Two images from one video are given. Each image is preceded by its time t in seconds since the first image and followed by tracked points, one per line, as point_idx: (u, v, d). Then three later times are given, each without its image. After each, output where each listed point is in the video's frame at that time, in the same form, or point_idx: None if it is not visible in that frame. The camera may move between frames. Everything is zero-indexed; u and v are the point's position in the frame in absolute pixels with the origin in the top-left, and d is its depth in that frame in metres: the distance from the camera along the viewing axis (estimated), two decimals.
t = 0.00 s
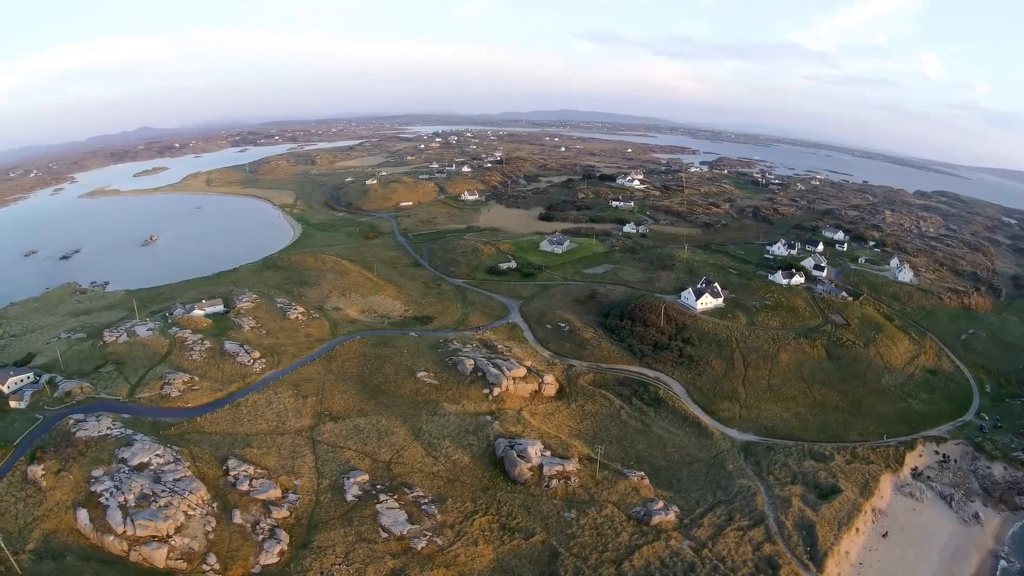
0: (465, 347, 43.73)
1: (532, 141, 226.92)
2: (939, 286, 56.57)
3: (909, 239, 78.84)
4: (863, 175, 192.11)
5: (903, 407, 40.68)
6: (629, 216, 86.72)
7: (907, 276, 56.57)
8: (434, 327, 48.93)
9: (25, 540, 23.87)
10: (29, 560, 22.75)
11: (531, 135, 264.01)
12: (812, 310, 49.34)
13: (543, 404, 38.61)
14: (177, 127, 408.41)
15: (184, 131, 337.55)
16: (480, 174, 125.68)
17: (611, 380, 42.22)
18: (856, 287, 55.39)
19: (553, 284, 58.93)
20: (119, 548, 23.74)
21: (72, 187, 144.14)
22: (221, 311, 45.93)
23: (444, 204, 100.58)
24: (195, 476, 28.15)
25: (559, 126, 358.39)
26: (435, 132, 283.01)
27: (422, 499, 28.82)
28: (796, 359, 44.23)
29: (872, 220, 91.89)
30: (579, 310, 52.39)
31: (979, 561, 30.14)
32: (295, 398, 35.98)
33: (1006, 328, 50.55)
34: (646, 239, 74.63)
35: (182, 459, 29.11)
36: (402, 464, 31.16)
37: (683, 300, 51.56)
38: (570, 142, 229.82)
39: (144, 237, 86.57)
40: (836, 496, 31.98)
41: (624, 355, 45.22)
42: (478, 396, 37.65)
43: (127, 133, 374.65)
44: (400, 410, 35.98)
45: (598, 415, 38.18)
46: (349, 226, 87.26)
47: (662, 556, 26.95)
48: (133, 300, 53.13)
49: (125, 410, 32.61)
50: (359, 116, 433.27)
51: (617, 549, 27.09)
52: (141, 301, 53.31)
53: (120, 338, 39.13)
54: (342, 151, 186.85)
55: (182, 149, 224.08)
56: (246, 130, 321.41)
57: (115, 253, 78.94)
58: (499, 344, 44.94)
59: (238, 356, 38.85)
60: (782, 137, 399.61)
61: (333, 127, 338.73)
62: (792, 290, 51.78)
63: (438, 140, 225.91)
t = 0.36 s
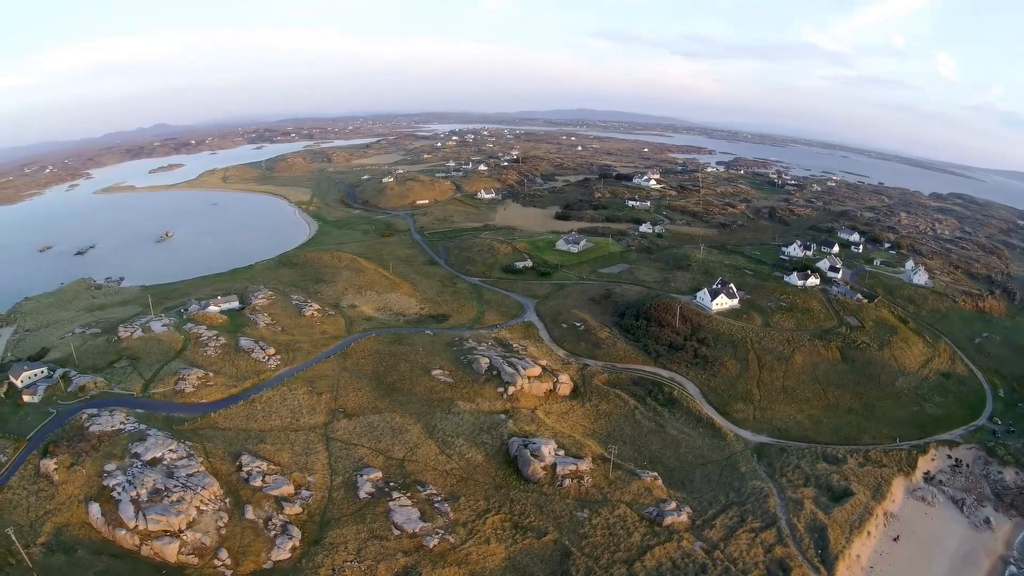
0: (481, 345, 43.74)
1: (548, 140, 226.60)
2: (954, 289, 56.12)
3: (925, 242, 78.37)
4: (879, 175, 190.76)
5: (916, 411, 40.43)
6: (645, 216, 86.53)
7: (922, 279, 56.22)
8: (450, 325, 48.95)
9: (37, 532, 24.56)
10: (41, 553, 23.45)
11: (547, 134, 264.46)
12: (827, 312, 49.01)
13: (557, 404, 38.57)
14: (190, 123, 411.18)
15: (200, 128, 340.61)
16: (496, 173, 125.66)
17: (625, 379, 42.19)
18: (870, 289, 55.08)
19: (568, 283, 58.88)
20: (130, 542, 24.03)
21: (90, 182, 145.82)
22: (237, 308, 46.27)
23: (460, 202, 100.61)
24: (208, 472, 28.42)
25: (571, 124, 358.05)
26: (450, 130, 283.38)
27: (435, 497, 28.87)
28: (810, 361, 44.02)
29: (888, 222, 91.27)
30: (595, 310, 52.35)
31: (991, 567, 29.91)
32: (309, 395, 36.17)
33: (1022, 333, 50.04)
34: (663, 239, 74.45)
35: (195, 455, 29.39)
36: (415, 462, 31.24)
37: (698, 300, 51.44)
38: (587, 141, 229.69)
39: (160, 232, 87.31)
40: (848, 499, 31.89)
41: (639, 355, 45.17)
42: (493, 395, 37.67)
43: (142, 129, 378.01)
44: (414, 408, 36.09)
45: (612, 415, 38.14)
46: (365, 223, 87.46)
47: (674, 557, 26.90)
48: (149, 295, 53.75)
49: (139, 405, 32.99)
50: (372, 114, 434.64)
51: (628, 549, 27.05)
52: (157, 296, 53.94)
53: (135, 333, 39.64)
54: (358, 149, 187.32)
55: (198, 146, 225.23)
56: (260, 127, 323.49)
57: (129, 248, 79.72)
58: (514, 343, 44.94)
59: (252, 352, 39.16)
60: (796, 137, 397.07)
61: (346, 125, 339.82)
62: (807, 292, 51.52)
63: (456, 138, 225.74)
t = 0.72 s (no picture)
0: (495, 344, 43.75)
1: (565, 139, 226.10)
2: (969, 292, 55.59)
3: (939, 244, 77.82)
4: (895, 176, 188.99)
5: (930, 414, 40.13)
6: (662, 216, 86.32)
7: (936, 281, 55.76)
8: (465, 323, 48.98)
9: (48, 525, 24.90)
10: (51, 546, 23.79)
11: (563, 133, 263.76)
12: (842, 314, 48.69)
13: (572, 403, 38.53)
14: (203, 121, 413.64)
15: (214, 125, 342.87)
16: (512, 171, 125.40)
17: (640, 379, 42.10)
18: (885, 291, 54.74)
19: (583, 282, 58.83)
20: (141, 536, 24.32)
21: (107, 178, 147.35)
22: (252, 304, 46.81)
23: (476, 200, 100.55)
24: (220, 467, 28.58)
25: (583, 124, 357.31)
26: (465, 129, 283.35)
27: (447, 495, 28.90)
28: (824, 363, 43.81)
29: (903, 224, 90.69)
30: (610, 309, 52.31)
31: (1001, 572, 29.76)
32: (323, 391, 36.31)
33: None
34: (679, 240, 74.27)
35: (208, 450, 29.55)
36: (429, 460, 31.31)
37: (714, 301, 51.33)
38: (603, 141, 229.29)
39: (175, 228, 88.02)
40: (860, 503, 31.80)
41: (654, 355, 45.11)
42: (507, 393, 37.66)
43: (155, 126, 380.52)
44: (428, 405, 36.17)
45: (626, 415, 38.08)
46: (380, 221, 87.58)
47: (685, 558, 26.86)
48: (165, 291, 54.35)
49: (153, 400, 33.32)
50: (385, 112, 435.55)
51: (640, 550, 27.02)
52: (172, 292, 54.54)
53: (149, 329, 40.12)
54: (374, 147, 187.50)
55: (215, 143, 226.52)
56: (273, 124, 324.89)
57: (144, 244, 80.47)
58: (529, 342, 44.95)
59: (267, 349, 39.44)
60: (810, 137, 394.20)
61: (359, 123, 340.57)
62: (822, 293, 51.24)
63: (473, 136, 225.54)
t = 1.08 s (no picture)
0: (510, 342, 43.84)
1: (581, 138, 225.54)
2: (984, 296, 55.07)
3: (955, 247, 77.28)
4: (912, 177, 187.33)
5: (943, 418, 39.92)
6: (678, 216, 86.22)
7: (951, 284, 55.35)
8: (480, 322, 49.03)
9: (60, 519, 25.25)
10: (62, 539, 24.16)
11: (579, 132, 263.78)
12: (856, 316, 48.46)
13: (586, 402, 38.52)
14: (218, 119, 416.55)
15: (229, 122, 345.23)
16: (528, 170, 125.29)
17: (654, 379, 42.07)
18: (900, 294, 54.37)
19: (599, 282, 58.86)
20: (153, 530, 24.49)
21: (123, 174, 148.80)
22: (267, 301, 47.17)
23: (493, 199, 100.59)
24: (234, 463, 28.69)
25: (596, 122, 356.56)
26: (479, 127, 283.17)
27: (460, 493, 28.96)
28: (838, 365, 43.64)
29: (919, 226, 90.03)
30: (624, 309, 52.34)
31: None
32: (338, 388, 36.48)
33: None
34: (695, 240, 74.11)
35: (222, 445, 29.67)
36: (442, 457, 31.40)
37: (729, 301, 51.27)
38: (619, 140, 228.99)
39: (190, 224, 88.69)
40: (871, 506, 31.73)
41: (669, 355, 45.10)
42: (521, 392, 37.67)
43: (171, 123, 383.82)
44: (443, 403, 36.23)
45: (640, 415, 38.08)
46: (396, 219, 87.79)
47: (697, 560, 26.84)
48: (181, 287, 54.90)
49: (167, 395, 33.54)
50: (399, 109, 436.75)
51: (651, 550, 27.02)
52: (188, 288, 55.06)
53: (163, 324, 40.46)
54: (391, 145, 187.77)
55: (230, 140, 227.80)
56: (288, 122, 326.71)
57: (158, 240, 81.18)
58: (544, 341, 45.00)
59: (282, 346, 39.68)
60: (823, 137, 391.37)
61: (373, 121, 341.72)
62: (836, 295, 51.02)
63: (489, 135, 225.30)
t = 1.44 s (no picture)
0: (526, 341, 43.94)
1: (598, 137, 224.85)
2: (1000, 300, 54.62)
3: (971, 250, 76.78)
4: (928, 179, 185.80)
5: (956, 422, 39.72)
6: (695, 216, 86.09)
7: (966, 287, 54.99)
8: (495, 320, 49.09)
9: (72, 513, 25.44)
10: (74, 533, 24.36)
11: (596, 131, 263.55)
12: (870, 318, 48.20)
13: (601, 402, 38.52)
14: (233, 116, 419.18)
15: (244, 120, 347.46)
16: (545, 169, 125.18)
17: (669, 379, 42.05)
18: (915, 296, 54.04)
19: (615, 281, 58.86)
20: (165, 525, 24.65)
21: (139, 170, 150.08)
22: (282, 298, 47.55)
23: (510, 198, 100.57)
24: (247, 459, 28.81)
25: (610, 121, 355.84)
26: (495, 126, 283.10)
27: (473, 491, 29.05)
28: (853, 367, 43.45)
29: (935, 229, 89.36)
30: (639, 308, 52.33)
31: None
32: (353, 385, 36.72)
33: None
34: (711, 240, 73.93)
35: (235, 441, 29.79)
36: (456, 455, 31.50)
37: (744, 302, 51.17)
38: (635, 139, 228.68)
39: (206, 220, 89.27)
40: (884, 509, 31.63)
41: (684, 356, 45.06)
42: (536, 391, 37.70)
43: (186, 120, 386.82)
44: (457, 401, 36.33)
45: (654, 415, 38.07)
46: (413, 217, 87.97)
47: (708, 561, 26.83)
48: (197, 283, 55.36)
49: (181, 390, 33.78)
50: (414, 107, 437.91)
51: (663, 551, 27.00)
52: (204, 284, 55.51)
53: (178, 320, 40.84)
54: (408, 143, 187.93)
55: (247, 137, 228.47)
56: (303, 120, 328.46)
57: (172, 236, 81.82)
58: (559, 340, 45.04)
59: (298, 342, 39.99)
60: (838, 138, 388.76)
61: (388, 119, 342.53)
62: (852, 297, 50.77)
63: (507, 134, 224.78)
